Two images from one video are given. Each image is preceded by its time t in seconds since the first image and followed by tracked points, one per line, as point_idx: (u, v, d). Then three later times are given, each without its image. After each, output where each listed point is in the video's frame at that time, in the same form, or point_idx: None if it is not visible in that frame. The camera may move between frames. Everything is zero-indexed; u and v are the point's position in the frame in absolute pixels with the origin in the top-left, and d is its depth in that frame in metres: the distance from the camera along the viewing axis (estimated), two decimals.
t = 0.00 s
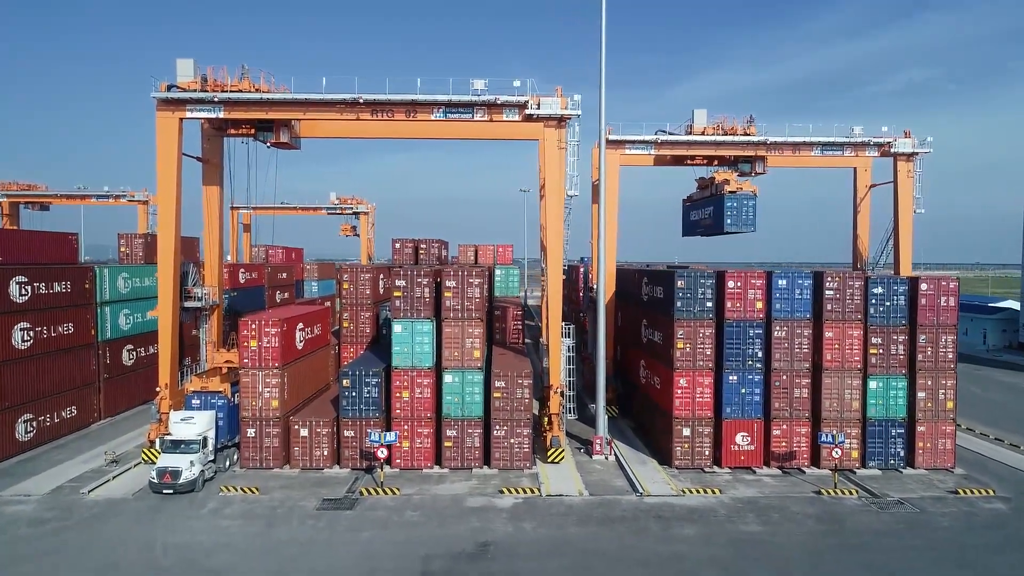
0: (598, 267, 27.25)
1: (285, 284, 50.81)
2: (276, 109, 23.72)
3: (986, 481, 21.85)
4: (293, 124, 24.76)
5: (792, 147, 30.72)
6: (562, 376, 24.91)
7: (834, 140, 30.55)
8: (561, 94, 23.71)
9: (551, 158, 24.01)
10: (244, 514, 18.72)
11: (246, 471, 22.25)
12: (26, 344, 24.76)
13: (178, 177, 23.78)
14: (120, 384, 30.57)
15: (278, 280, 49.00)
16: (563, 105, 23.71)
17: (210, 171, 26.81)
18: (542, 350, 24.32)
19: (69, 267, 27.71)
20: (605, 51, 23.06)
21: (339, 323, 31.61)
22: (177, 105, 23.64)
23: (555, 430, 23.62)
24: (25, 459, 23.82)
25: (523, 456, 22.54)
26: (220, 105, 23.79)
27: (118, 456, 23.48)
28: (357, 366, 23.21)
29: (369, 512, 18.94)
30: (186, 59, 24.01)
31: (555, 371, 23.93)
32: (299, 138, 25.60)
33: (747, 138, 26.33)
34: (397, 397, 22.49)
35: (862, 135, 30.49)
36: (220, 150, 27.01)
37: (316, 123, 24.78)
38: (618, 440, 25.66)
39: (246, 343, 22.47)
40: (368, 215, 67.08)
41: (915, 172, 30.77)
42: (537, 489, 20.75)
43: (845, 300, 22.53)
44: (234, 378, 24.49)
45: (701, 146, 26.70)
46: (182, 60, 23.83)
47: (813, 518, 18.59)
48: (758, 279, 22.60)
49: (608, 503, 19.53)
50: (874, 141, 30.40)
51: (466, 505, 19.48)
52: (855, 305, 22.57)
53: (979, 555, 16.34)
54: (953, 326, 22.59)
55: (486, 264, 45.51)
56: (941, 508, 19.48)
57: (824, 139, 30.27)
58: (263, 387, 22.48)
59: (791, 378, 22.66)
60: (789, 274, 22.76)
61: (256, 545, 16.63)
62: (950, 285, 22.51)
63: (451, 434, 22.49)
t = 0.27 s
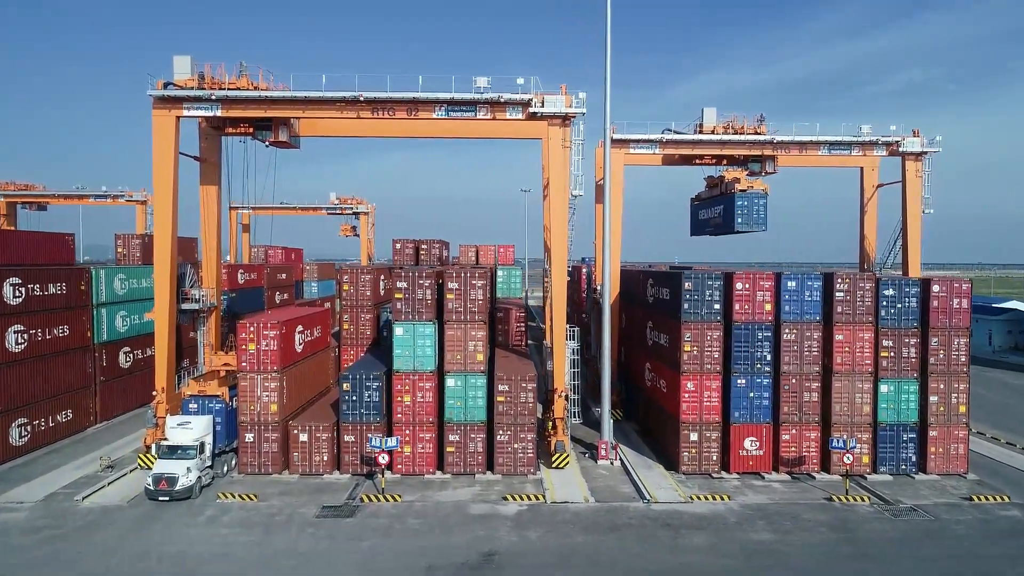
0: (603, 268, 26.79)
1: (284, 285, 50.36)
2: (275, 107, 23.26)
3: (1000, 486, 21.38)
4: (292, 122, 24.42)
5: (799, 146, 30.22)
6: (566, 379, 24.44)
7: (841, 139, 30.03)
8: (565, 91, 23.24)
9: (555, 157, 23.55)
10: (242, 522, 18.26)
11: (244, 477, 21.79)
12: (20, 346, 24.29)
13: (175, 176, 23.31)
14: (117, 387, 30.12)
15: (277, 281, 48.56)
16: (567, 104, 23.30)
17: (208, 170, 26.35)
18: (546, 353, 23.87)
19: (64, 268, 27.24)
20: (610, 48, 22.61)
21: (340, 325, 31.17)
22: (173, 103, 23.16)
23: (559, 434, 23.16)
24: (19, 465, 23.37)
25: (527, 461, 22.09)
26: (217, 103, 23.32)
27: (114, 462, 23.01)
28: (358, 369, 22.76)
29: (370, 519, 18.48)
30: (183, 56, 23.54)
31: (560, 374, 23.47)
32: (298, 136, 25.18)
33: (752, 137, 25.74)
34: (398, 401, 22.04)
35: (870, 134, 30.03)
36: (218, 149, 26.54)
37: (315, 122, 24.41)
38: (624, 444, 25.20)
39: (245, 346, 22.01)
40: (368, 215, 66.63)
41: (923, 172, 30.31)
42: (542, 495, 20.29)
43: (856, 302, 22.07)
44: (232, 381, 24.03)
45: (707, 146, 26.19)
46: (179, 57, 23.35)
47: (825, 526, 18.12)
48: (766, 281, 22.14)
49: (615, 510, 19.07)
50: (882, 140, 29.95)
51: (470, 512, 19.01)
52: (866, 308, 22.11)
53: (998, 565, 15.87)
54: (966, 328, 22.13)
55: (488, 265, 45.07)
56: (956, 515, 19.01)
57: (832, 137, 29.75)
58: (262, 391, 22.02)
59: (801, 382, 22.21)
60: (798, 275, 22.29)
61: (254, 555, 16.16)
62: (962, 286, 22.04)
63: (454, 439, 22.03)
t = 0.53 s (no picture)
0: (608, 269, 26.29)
1: (283, 286, 49.87)
2: (273, 105, 22.70)
3: (1015, 493, 20.86)
4: (290, 120, 23.98)
5: (807, 145, 29.69)
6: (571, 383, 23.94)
7: (849, 137, 29.49)
8: (569, 89, 22.73)
9: (559, 156, 23.02)
10: (238, 531, 17.75)
11: (241, 483, 21.28)
12: (13, 349, 23.77)
13: (171, 176, 22.78)
14: (113, 390, 29.61)
15: (276, 281, 48.05)
16: (571, 101, 22.79)
17: (204, 170, 25.83)
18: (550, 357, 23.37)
19: (59, 270, 26.72)
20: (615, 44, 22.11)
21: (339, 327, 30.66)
22: (169, 101, 22.63)
23: (564, 440, 22.65)
24: (11, 470, 22.85)
25: (531, 467, 21.58)
26: (214, 101, 22.79)
27: (108, 468, 22.50)
28: (357, 373, 22.25)
29: (370, 528, 17.96)
30: (178, 53, 23.01)
31: (564, 378, 22.96)
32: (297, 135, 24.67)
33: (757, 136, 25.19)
34: (399, 406, 21.53)
35: (879, 133, 29.50)
36: (215, 148, 26.02)
37: (314, 122, 24.20)
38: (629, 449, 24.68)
39: (242, 350, 21.49)
40: (368, 215, 66.13)
41: (933, 171, 29.80)
42: (546, 503, 19.78)
43: (867, 304, 21.56)
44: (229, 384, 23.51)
45: (713, 145, 25.66)
46: (175, 53, 22.83)
47: (839, 535, 17.60)
48: (776, 282, 21.62)
49: (621, 519, 18.55)
50: (892, 139, 29.43)
51: (472, 520, 18.49)
52: (878, 310, 21.60)
53: None
54: (980, 331, 21.62)
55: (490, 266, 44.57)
56: (972, 524, 18.48)
57: (840, 136, 29.20)
58: (259, 396, 21.50)
59: (811, 386, 21.73)
60: (808, 277, 21.78)
61: (250, 566, 15.65)
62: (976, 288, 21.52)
63: (456, 444, 21.52)
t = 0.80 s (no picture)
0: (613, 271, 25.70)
1: (282, 287, 49.31)
2: (269, 102, 22.13)
3: None
4: (288, 118, 23.46)
5: (814, 143, 29.14)
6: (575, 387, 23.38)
7: (858, 136, 28.93)
8: (574, 85, 22.14)
9: (563, 154, 22.46)
10: (233, 541, 17.18)
11: (237, 491, 20.72)
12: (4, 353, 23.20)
13: (166, 175, 22.22)
14: (107, 394, 29.04)
15: (275, 282, 47.50)
16: (576, 99, 22.17)
17: (200, 169, 25.27)
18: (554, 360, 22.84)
19: (51, 271, 26.15)
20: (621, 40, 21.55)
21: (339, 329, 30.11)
22: (163, 98, 22.07)
23: (568, 445, 22.07)
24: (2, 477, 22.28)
25: (535, 474, 21.04)
26: (209, 98, 22.22)
27: (101, 474, 21.94)
28: (356, 377, 21.72)
29: (369, 538, 17.39)
30: (173, 49, 22.45)
31: (568, 382, 22.40)
32: (295, 133, 24.11)
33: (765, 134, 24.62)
34: (399, 411, 20.99)
35: (888, 131, 28.96)
36: (211, 147, 25.46)
37: (314, 120, 23.90)
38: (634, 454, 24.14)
39: (237, 353, 20.93)
40: (368, 215, 65.60)
41: (943, 171, 29.26)
42: (551, 511, 19.21)
43: (879, 306, 21.01)
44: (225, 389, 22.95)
45: (719, 144, 25.08)
46: (169, 49, 22.26)
47: (853, 546, 17.04)
48: (786, 284, 21.06)
49: (629, 528, 17.99)
50: (901, 137, 28.89)
51: (475, 530, 17.93)
52: (890, 313, 21.05)
53: None
54: (996, 334, 21.06)
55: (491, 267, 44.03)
56: (990, 533, 17.92)
57: (848, 135, 28.64)
58: (255, 400, 20.95)
59: (821, 390, 21.19)
60: (819, 279, 21.23)
61: None
62: (991, 290, 20.96)
63: (457, 451, 20.96)
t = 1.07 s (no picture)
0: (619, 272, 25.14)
1: (281, 288, 48.72)
2: (266, 99, 21.57)
3: None
4: (285, 116, 22.80)
5: (823, 142, 28.56)
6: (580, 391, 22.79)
7: (868, 134, 28.36)
8: (579, 82, 21.54)
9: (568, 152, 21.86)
10: (227, 552, 16.60)
11: (232, 499, 20.14)
12: None
13: (160, 173, 21.66)
14: (101, 397, 28.45)
15: (273, 283, 46.93)
16: (581, 95, 21.56)
17: (196, 168, 24.71)
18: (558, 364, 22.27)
19: (44, 272, 25.58)
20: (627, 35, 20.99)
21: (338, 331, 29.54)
22: (157, 94, 21.51)
23: (573, 451, 21.47)
24: None
25: (540, 481, 20.46)
26: (204, 95, 21.64)
27: (93, 481, 21.35)
28: (355, 381, 21.14)
29: (369, 549, 16.81)
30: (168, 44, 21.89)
31: (573, 386, 21.82)
32: (293, 131, 23.53)
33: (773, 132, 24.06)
34: (400, 417, 20.42)
35: (898, 130, 28.38)
36: (207, 145, 24.89)
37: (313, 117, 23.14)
38: (640, 460, 23.57)
39: (233, 357, 20.35)
40: (368, 215, 65.04)
41: (954, 170, 28.68)
42: (556, 520, 18.63)
43: (893, 309, 20.42)
44: (221, 393, 22.35)
45: (727, 143, 24.48)
46: (164, 45, 21.70)
47: (870, 557, 16.45)
48: (797, 286, 20.47)
49: (636, 538, 17.40)
50: (911, 136, 28.32)
51: (478, 540, 17.34)
52: (904, 315, 20.47)
53: None
54: (1013, 337, 20.48)
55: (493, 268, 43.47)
56: (1011, 544, 17.33)
57: (858, 133, 28.07)
58: (252, 406, 20.36)
59: (834, 395, 20.62)
60: (831, 280, 20.65)
61: None
62: (1009, 292, 20.37)
63: (459, 457, 20.37)
